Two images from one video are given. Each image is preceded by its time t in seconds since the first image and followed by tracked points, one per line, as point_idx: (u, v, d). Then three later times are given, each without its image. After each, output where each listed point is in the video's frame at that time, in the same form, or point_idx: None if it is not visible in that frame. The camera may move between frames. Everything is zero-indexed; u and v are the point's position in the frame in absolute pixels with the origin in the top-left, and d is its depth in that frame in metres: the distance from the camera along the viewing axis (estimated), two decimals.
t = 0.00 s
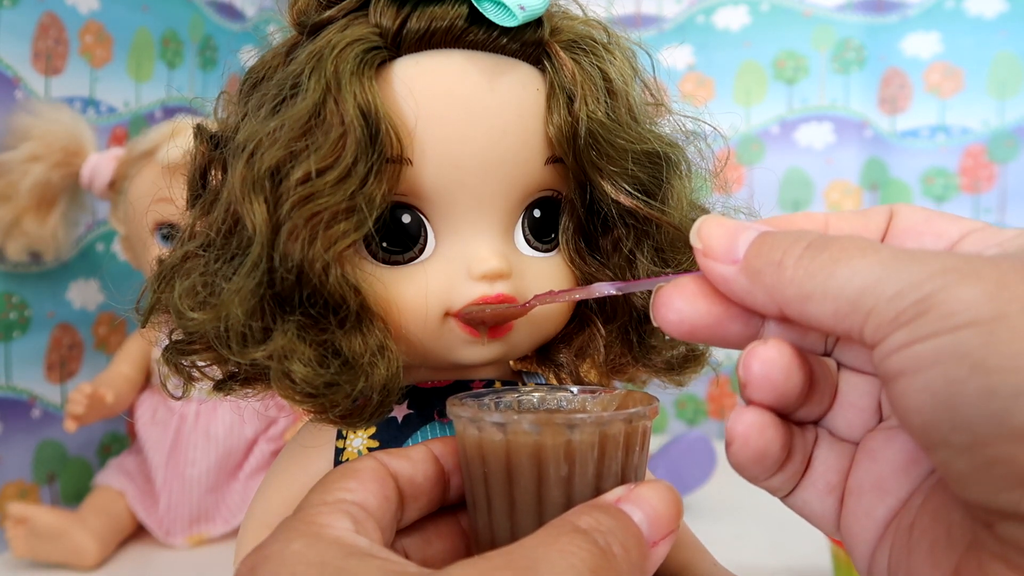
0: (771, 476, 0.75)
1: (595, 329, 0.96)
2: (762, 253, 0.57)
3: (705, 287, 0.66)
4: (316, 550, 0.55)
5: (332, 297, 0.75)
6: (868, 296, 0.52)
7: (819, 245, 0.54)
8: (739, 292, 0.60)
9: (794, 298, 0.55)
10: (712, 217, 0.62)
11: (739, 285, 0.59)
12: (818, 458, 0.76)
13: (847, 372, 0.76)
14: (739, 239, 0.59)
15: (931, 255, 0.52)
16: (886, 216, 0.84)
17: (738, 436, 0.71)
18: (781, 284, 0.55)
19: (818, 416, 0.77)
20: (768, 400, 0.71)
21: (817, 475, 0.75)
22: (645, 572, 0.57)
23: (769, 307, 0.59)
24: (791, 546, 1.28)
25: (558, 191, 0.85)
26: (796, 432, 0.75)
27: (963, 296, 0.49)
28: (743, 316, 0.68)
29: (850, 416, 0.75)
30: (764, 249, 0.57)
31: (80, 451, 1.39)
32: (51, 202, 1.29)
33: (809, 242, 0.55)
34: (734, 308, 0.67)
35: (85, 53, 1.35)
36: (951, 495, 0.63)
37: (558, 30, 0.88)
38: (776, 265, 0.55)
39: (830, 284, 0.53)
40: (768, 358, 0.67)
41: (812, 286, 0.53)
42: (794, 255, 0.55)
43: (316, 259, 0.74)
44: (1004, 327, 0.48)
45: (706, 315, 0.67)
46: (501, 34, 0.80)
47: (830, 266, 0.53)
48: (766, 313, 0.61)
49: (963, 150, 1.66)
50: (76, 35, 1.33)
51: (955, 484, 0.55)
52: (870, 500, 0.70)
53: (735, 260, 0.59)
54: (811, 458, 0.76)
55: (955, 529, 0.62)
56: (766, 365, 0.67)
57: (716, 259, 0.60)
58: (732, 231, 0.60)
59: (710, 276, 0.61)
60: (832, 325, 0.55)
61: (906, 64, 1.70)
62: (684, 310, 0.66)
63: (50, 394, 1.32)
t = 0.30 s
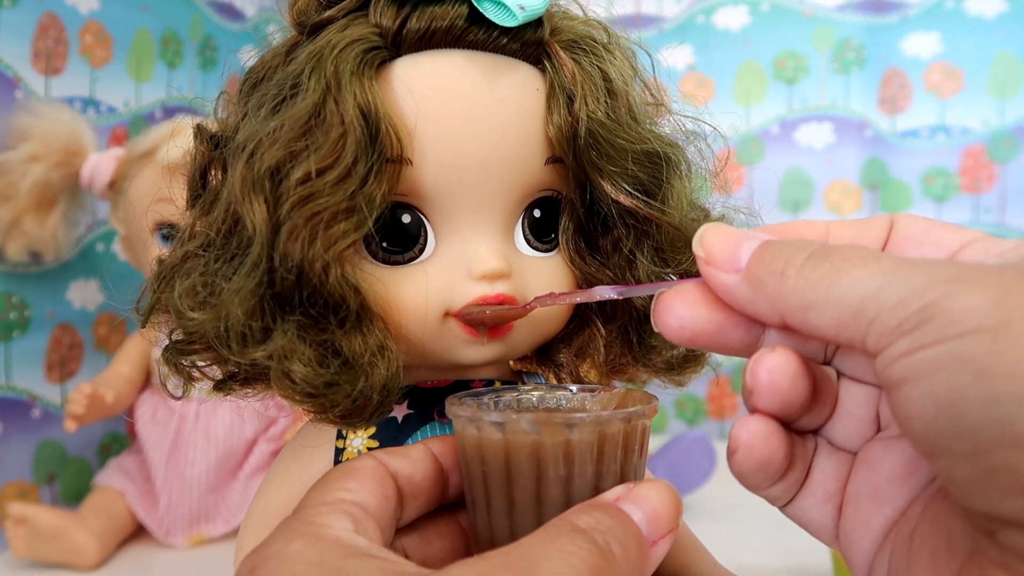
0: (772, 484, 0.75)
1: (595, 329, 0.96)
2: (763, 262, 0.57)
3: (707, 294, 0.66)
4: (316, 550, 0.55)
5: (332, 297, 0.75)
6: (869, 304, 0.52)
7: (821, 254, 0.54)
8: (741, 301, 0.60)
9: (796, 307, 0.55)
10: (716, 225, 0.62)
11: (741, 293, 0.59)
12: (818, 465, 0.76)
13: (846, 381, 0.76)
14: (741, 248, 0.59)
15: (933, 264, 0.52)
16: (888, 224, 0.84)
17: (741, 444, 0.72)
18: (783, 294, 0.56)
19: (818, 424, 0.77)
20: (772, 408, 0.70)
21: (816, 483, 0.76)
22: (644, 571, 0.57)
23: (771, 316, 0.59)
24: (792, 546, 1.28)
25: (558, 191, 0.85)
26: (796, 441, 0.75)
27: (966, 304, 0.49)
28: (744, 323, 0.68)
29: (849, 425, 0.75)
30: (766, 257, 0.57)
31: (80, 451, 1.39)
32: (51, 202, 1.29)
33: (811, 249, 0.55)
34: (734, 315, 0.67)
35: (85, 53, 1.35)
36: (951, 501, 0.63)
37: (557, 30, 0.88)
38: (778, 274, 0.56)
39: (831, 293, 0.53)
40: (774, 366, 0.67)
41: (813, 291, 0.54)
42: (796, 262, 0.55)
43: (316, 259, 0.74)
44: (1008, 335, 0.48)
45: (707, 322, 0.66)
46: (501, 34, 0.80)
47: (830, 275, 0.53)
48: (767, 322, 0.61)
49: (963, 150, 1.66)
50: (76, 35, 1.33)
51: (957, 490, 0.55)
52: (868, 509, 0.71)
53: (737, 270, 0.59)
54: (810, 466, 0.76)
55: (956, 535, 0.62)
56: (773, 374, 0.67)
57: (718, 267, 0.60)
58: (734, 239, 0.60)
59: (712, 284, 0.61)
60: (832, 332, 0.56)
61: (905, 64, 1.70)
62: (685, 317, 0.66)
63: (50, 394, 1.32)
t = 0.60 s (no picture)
0: (781, 529, 0.74)
1: (595, 329, 0.96)
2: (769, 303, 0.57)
3: (712, 332, 0.66)
4: (316, 551, 0.55)
5: (332, 297, 0.75)
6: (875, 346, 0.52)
7: (827, 294, 0.54)
8: (746, 340, 0.60)
9: (803, 347, 0.55)
10: (720, 266, 0.62)
11: (746, 333, 0.59)
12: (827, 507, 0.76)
13: (853, 417, 0.76)
14: (745, 287, 0.59)
15: (943, 307, 0.52)
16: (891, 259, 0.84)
17: (752, 490, 0.70)
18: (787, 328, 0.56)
19: (826, 462, 0.77)
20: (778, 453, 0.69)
21: (825, 527, 0.75)
22: (644, 571, 0.57)
23: (778, 356, 0.59)
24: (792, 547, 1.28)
25: (558, 191, 0.85)
26: (806, 483, 0.74)
27: (978, 348, 0.49)
28: (750, 361, 0.67)
29: (858, 463, 0.75)
30: (771, 298, 0.57)
31: (80, 451, 1.39)
32: (51, 202, 1.29)
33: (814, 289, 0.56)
34: (740, 354, 0.66)
35: (85, 53, 1.35)
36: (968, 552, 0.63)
37: (558, 30, 0.88)
38: (784, 314, 0.56)
39: (840, 333, 0.53)
40: (779, 413, 0.67)
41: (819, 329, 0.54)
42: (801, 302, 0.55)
43: (316, 259, 0.74)
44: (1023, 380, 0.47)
45: (713, 361, 0.66)
46: (501, 34, 0.80)
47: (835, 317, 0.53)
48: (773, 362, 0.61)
49: (963, 150, 1.66)
50: (76, 35, 1.33)
51: (969, 538, 0.55)
52: (879, 554, 0.71)
53: (742, 310, 0.59)
54: (820, 510, 0.76)
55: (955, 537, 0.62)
56: (778, 416, 0.67)
57: (722, 308, 0.60)
58: (737, 280, 0.60)
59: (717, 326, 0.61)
60: (839, 372, 0.56)
61: (906, 63, 1.70)
62: (691, 354, 0.65)
63: (51, 394, 1.32)
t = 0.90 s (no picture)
0: (830, 539, 0.73)
1: (595, 329, 0.96)
2: (836, 301, 0.55)
3: (769, 335, 0.64)
4: (314, 550, 0.55)
5: (332, 297, 0.75)
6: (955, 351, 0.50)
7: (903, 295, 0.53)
8: (808, 343, 0.58)
9: (875, 349, 0.53)
10: (776, 266, 0.61)
11: (810, 333, 0.57)
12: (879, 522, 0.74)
13: (910, 431, 0.74)
14: (808, 288, 0.58)
15: None
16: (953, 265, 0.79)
17: (805, 494, 0.69)
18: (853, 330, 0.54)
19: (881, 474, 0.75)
20: (835, 459, 0.69)
21: (877, 542, 0.74)
22: (642, 569, 0.57)
23: (844, 357, 0.57)
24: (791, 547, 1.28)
25: (558, 191, 0.85)
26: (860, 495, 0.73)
27: None
28: (808, 365, 0.66)
29: (913, 479, 0.73)
30: (838, 297, 0.55)
31: (80, 451, 1.39)
32: (51, 202, 1.29)
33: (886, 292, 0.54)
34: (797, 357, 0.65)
35: (85, 52, 1.35)
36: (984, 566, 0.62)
37: (558, 30, 0.88)
38: (854, 312, 0.54)
39: (918, 336, 0.51)
40: (839, 417, 0.66)
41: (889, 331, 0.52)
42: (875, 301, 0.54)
43: (316, 259, 0.74)
44: None
45: (769, 363, 0.64)
46: (501, 34, 0.80)
47: (910, 320, 0.52)
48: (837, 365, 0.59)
49: (963, 150, 1.66)
50: (76, 35, 1.33)
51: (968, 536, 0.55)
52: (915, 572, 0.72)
53: (805, 309, 0.57)
54: (871, 523, 0.74)
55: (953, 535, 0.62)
56: (838, 424, 0.66)
57: (783, 307, 0.58)
58: (799, 279, 0.59)
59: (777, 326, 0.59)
60: (914, 377, 0.54)
61: (906, 63, 1.70)
62: (746, 355, 0.63)
63: (51, 394, 1.32)
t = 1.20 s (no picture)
0: (900, 494, 0.74)
1: (595, 329, 0.96)
2: (926, 240, 0.58)
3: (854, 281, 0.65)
4: (313, 549, 0.55)
5: (332, 297, 0.75)
6: None
7: (1000, 233, 0.55)
8: (895, 283, 0.61)
9: (970, 286, 0.56)
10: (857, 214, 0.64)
11: (897, 273, 0.60)
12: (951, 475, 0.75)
13: (987, 389, 0.73)
14: (894, 230, 0.61)
15: None
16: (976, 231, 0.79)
17: (885, 441, 0.67)
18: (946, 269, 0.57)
19: (954, 430, 0.76)
20: (916, 406, 0.66)
21: (949, 496, 0.75)
22: (641, 569, 0.57)
23: (933, 295, 0.59)
24: (791, 548, 1.28)
25: (558, 191, 0.85)
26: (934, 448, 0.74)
27: None
28: (892, 315, 0.65)
29: (988, 436, 0.74)
30: (927, 236, 0.58)
31: (80, 451, 1.39)
32: (51, 202, 1.29)
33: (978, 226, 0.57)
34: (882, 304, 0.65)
35: (85, 52, 1.35)
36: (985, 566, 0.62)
37: (558, 30, 0.88)
38: (947, 250, 0.57)
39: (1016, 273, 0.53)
40: (926, 362, 0.63)
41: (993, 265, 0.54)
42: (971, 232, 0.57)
43: (316, 259, 0.74)
44: None
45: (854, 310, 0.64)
46: (501, 34, 0.80)
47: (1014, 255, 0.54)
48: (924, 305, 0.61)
49: (963, 150, 1.66)
50: (76, 35, 1.33)
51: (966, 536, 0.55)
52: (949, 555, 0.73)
53: (891, 250, 0.60)
54: (944, 477, 0.75)
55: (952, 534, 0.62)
56: (924, 369, 0.63)
57: (869, 249, 0.61)
58: (885, 223, 0.61)
59: (861, 268, 0.62)
60: (1006, 315, 0.56)
61: (906, 64, 1.70)
62: (829, 302, 0.64)
63: (51, 394, 1.32)
